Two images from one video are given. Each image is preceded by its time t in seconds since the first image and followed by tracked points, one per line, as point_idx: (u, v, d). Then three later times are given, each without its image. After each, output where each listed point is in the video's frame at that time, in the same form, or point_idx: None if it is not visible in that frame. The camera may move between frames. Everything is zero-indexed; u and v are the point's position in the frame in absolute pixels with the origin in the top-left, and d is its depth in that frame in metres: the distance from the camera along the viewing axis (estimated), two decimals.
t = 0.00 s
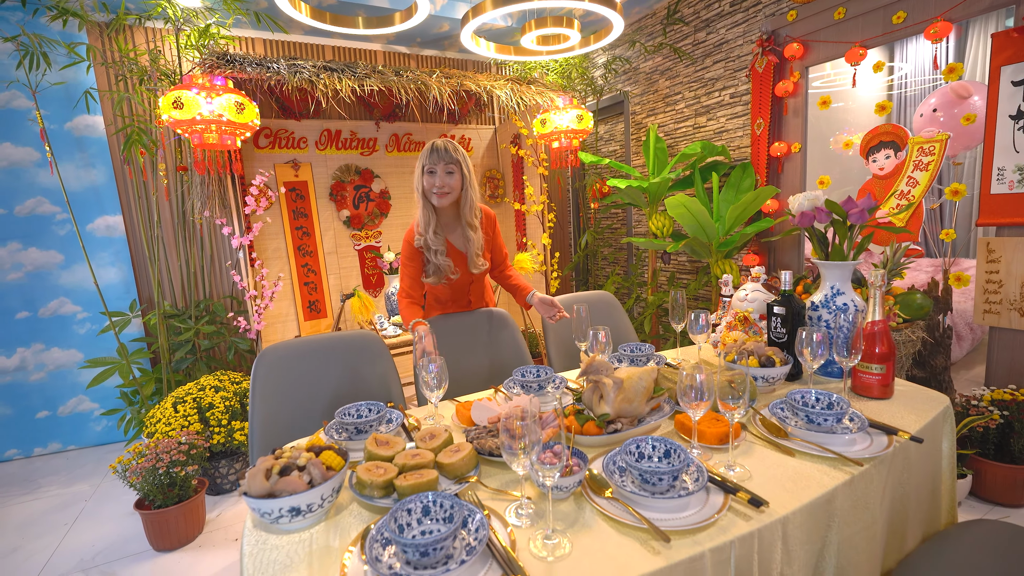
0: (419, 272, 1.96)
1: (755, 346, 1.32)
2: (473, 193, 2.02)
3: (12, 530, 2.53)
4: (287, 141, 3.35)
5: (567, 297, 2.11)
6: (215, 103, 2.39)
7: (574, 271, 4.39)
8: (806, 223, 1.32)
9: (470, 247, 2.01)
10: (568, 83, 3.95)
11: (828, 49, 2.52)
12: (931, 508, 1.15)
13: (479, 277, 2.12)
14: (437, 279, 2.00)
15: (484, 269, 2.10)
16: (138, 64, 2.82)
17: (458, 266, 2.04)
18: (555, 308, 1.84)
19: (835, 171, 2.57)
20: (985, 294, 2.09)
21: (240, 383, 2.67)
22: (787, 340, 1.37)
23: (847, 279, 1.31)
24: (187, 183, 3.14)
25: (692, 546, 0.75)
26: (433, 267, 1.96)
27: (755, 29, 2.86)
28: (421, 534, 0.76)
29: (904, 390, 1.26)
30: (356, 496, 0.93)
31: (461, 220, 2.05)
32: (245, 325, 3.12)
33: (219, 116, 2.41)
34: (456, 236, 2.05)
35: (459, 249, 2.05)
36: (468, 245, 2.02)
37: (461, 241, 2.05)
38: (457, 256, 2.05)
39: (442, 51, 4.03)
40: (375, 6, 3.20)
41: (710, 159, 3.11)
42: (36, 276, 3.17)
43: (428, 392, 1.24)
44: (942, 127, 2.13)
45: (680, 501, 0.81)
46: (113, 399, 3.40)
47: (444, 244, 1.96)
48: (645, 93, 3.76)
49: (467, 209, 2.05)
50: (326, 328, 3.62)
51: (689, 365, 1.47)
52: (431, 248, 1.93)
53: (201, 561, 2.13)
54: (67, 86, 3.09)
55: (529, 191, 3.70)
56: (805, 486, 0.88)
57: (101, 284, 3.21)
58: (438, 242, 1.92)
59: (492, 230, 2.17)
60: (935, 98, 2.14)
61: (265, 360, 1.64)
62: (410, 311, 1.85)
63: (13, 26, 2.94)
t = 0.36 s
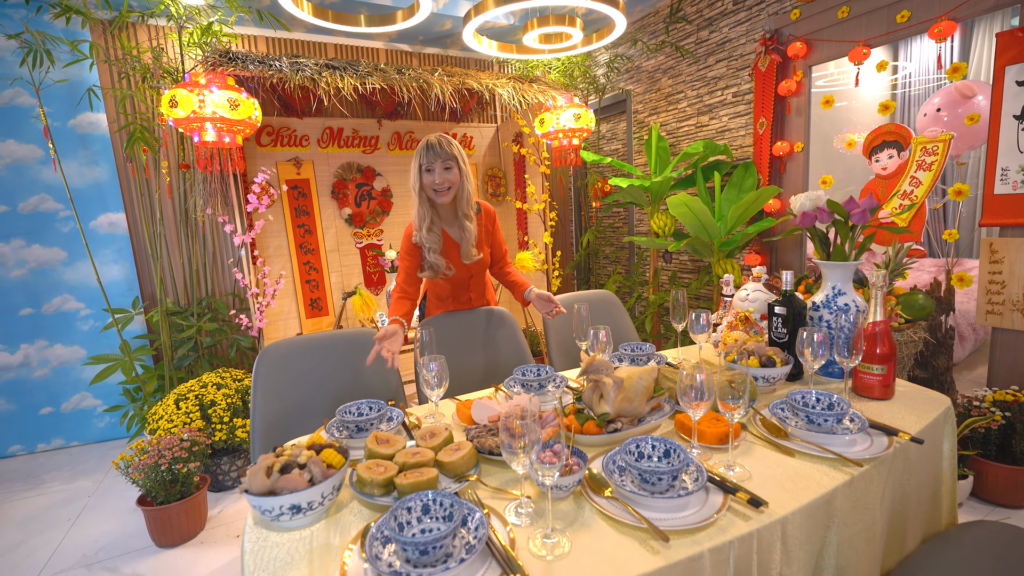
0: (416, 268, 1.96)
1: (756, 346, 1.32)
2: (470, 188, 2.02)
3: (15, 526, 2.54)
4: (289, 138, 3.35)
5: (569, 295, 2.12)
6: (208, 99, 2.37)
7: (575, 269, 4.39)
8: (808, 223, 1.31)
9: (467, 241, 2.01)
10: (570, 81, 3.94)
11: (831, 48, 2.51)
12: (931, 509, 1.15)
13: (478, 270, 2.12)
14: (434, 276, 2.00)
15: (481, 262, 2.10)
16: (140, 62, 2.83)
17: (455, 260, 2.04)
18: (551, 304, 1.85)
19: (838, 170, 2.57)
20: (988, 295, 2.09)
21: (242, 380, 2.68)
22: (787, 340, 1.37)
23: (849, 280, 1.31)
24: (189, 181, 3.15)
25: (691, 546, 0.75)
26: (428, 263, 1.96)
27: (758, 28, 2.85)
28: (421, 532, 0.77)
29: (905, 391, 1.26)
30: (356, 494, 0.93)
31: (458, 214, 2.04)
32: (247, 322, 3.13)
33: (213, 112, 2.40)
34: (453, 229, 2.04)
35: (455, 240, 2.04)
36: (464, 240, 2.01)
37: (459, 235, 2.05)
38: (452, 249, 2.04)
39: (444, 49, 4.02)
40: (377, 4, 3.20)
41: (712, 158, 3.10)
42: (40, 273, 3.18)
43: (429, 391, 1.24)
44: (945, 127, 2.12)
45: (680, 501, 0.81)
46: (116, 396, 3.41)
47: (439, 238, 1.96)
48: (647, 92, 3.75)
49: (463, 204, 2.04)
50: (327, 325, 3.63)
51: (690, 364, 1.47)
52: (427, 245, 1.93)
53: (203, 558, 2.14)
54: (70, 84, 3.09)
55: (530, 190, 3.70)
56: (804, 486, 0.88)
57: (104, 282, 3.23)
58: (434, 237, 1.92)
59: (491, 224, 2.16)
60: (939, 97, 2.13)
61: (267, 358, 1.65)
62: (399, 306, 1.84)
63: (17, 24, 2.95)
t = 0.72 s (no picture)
0: (416, 254, 1.98)
1: (759, 345, 1.32)
2: (471, 179, 2.03)
3: (15, 527, 2.54)
4: (287, 137, 3.34)
5: (569, 294, 2.11)
6: (197, 98, 2.35)
7: (575, 268, 4.38)
8: (812, 222, 1.30)
9: (466, 228, 2.00)
10: (569, 79, 3.94)
11: (832, 46, 2.50)
12: (935, 508, 1.15)
13: (477, 261, 2.10)
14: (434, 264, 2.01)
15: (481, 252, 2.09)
16: (138, 61, 2.81)
17: (454, 249, 2.04)
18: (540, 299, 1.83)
19: (838, 168, 2.55)
20: (989, 293, 2.09)
21: (242, 381, 2.67)
22: (791, 340, 1.36)
23: (852, 279, 1.30)
24: (187, 180, 3.13)
25: (698, 548, 0.75)
26: (428, 250, 1.96)
27: (758, 25, 2.84)
28: (426, 536, 0.76)
29: (908, 390, 1.26)
30: (360, 497, 0.93)
31: (459, 202, 2.05)
32: (246, 322, 3.11)
33: (200, 111, 2.37)
34: (453, 218, 2.05)
35: (455, 228, 2.04)
36: (464, 228, 2.01)
37: (460, 223, 2.04)
38: (452, 237, 2.04)
39: (444, 48, 4.00)
40: (376, 2, 3.19)
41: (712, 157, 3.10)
42: (37, 273, 3.17)
43: (431, 392, 1.23)
44: (945, 125, 2.12)
45: (685, 503, 0.81)
46: (114, 397, 3.40)
47: (440, 225, 1.98)
48: (647, 90, 3.74)
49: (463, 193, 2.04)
50: (327, 325, 3.62)
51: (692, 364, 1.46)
52: (428, 230, 1.95)
53: (203, 559, 2.14)
54: (67, 83, 3.08)
55: (530, 188, 3.69)
56: (810, 487, 0.88)
57: (102, 282, 3.21)
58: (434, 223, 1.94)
59: (493, 217, 2.15)
60: (939, 95, 2.12)
61: (267, 360, 1.64)
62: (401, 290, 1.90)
63: (13, 22, 2.93)
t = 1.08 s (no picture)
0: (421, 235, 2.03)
1: (761, 344, 1.32)
2: (485, 173, 2.07)
3: (15, 529, 2.54)
4: (287, 137, 3.33)
5: (570, 294, 2.11)
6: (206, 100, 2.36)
7: (576, 267, 4.38)
8: (813, 220, 1.30)
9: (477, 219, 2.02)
10: (569, 78, 3.94)
11: (832, 46, 2.51)
12: (937, 505, 1.15)
13: (482, 252, 2.11)
14: (434, 248, 2.04)
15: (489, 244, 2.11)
16: (137, 60, 2.81)
17: (461, 238, 2.07)
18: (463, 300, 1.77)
19: (837, 166, 2.55)
20: (988, 291, 2.10)
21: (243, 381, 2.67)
22: (793, 338, 1.36)
23: (854, 277, 1.30)
24: (187, 180, 3.13)
25: (706, 545, 0.75)
26: (430, 231, 2.00)
27: (758, 24, 2.85)
28: (434, 535, 0.76)
29: (911, 387, 1.26)
30: (366, 497, 0.93)
31: (471, 190, 2.09)
32: (246, 322, 3.11)
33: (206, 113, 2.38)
34: (464, 209, 2.09)
35: (465, 218, 2.08)
36: (474, 220, 2.05)
37: (469, 211, 2.09)
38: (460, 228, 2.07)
39: (444, 47, 4.00)
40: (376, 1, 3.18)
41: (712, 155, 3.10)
42: (36, 274, 3.17)
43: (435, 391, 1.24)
44: (943, 123, 2.14)
45: (692, 501, 0.81)
46: (114, 397, 3.40)
47: (451, 213, 2.02)
48: (648, 89, 3.74)
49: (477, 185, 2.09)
50: (327, 325, 3.62)
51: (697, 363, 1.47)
52: (436, 213, 1.99)
53: (205, 560, 2.14)
54: (66, 82, 3.07)
55: (531, 187, 3.69)
56: (816, 484, 0.88)
57: (102, 282, 3.21)
58: (444, 210, 1.99)
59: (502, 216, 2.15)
60: (938, 94, 2.14)
61: (269, 360, 1.64)
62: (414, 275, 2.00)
63: (11, 21, 2.92)
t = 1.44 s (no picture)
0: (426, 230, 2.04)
1: (765, 344, 1.32)
2: (498, 175, 2.06)
3: (16, 532, 2.53)
4: (286, 137, 3.33)
5: (572, 293, 2.11)
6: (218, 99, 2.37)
7: (575, 267, 4.39)
8: (817, 220, 1.31)
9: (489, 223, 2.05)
10: (569, 78, 3.95)
11: (831, 45, 2.52)
12: (941, 503, 1.16)
13: (488, 254, 2.11)
14: (439, 246, 2.04)
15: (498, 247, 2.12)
16: (136, 61, 2.79)
17: (470, 239, 2.07)
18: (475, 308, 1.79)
19: (836, 165, 2.56)
20: (988, 289, 2.11)
21: (244, 382, 2.67)
22: (796, 338, 1.37)
23: (858, 276, 1.31)
24: (186, 181, 3.12)
25: (716, 546, 0.75)
26: (437, 228, 2.01)
27: (757, 24, 2.85)
28: (444, 537, 0.77)
29: (914, 386, 1.26)
30: (374, 499, 0.93)
31: (484, 193, 2.10)
32: (246, 323, 3.11)
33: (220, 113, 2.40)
34: (474, 210, 2.09)
35: (475, 219, 2.09)
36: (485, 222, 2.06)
37: (480, 211, 2.10)
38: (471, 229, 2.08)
39: (442, 47, 4.00)
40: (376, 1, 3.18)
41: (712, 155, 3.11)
42: (35, 275, 3.16)
43: (440, 392, 1.24)
44: (942, 122, 2.14)
45: (700, 501, 0.81)
46: (114, 399, 3.39)
47: (461, 213, 2.03)
48: (647, 88, 3.74)
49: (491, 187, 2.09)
50: (327, 325, 3.62)
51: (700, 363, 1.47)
52: (448, 211, 2.01)
53: (207, 562, 2.14)
54: (64, 83, 3.06)
55: (531, 187, 3.69)
56: (823, 484, 0.88)
57: (101, 283, 3.20)
58: (457, 210, 2.02)
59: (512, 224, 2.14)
60: (936, 93, 2.14)
61: (271, 363, 1.63)
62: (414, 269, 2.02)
63: (9, 21, 2.90)
